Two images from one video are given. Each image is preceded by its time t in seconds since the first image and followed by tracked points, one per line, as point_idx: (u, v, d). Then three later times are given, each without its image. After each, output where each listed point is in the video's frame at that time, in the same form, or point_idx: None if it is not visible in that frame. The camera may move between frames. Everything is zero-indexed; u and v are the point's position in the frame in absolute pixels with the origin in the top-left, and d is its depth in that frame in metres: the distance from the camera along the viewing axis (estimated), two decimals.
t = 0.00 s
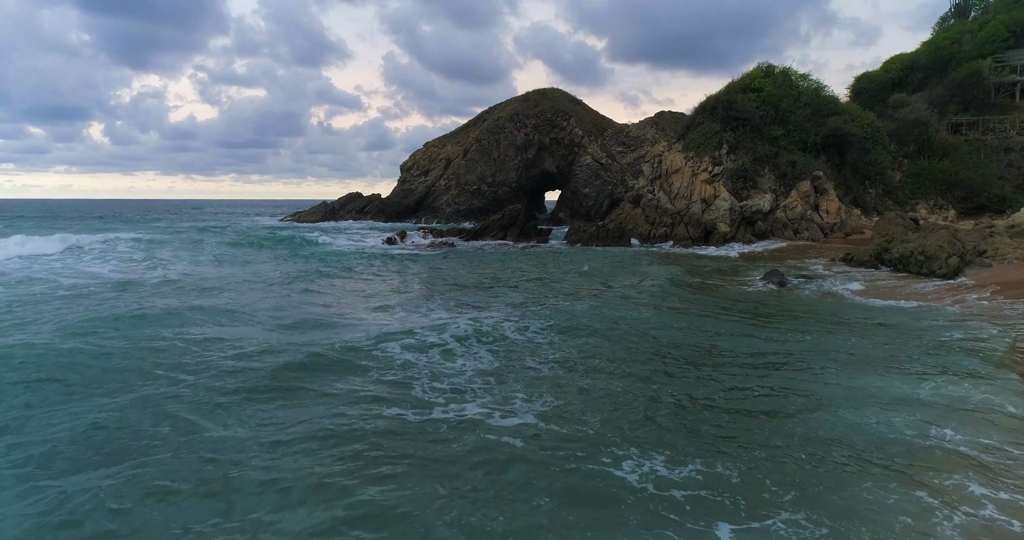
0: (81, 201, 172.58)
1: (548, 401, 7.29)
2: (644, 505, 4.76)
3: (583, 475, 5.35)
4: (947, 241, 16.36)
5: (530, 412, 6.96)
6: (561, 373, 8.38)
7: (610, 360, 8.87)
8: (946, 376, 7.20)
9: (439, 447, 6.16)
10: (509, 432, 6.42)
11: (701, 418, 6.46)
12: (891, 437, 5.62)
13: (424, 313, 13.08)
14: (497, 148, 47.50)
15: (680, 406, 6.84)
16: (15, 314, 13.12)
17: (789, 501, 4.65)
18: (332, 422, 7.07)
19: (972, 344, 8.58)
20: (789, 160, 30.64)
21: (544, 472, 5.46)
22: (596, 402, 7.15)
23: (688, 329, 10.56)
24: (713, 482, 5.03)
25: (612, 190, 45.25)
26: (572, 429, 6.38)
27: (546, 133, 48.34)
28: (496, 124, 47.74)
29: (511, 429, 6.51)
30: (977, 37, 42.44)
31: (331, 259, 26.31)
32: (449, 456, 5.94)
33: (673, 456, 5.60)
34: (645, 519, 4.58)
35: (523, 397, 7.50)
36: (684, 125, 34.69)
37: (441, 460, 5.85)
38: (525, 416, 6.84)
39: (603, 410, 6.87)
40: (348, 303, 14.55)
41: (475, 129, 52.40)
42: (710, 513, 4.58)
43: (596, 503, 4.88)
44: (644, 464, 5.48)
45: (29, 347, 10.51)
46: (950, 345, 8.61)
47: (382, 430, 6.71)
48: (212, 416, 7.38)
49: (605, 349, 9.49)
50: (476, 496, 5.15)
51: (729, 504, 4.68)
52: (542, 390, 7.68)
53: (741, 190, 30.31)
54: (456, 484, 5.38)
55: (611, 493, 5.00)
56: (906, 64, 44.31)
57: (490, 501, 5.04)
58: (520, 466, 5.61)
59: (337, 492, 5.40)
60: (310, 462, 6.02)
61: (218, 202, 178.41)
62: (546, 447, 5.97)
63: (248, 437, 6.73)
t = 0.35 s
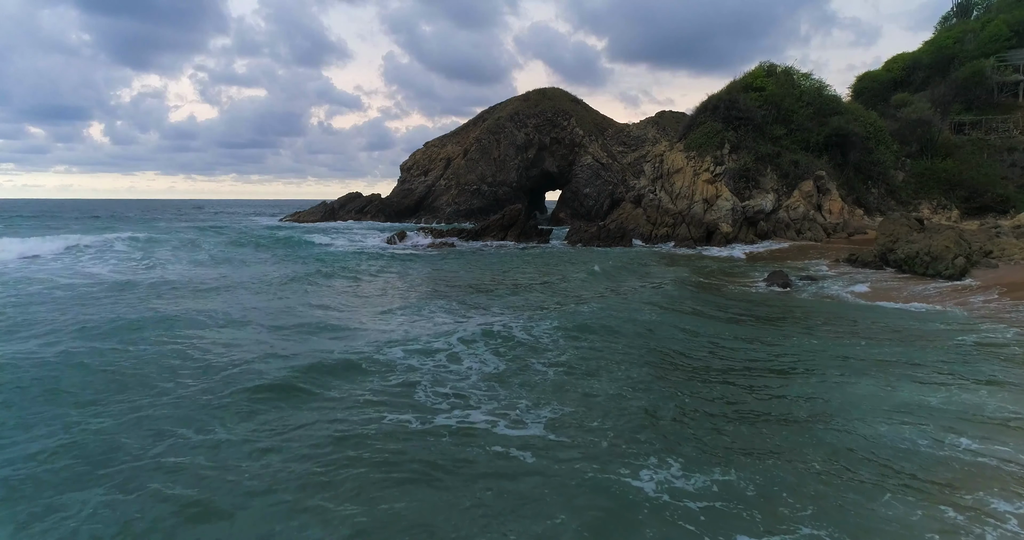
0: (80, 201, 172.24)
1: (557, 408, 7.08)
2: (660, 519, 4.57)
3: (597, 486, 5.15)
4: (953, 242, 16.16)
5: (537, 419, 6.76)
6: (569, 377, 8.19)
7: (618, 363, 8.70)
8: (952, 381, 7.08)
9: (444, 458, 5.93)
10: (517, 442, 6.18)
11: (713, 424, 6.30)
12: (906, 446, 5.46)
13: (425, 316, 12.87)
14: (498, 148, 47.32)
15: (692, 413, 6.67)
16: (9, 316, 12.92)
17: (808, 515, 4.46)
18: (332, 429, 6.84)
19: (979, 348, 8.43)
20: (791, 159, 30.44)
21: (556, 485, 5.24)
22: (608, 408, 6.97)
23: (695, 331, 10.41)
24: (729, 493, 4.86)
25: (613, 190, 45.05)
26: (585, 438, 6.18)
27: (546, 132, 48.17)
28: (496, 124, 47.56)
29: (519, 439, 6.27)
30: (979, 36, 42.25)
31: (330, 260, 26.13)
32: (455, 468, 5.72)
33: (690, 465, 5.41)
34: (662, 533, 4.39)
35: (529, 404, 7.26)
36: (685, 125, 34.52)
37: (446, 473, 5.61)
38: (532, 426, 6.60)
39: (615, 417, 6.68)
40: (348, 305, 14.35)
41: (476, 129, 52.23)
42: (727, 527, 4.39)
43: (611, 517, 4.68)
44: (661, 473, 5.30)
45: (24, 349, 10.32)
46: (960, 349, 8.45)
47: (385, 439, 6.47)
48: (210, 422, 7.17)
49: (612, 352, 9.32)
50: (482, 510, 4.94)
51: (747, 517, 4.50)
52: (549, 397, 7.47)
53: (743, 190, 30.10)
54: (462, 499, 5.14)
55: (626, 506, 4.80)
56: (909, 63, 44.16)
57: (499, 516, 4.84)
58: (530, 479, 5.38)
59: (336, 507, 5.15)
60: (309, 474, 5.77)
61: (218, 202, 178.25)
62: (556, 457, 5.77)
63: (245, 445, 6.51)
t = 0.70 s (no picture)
0: (80, 201, 172.59)
1: (566, 415, 6.88)
2: (679, 534, 4.40)
3: (615, 499, 4.95)
4: (959, 241, 15.98)
5: (546, 428, 6.53)
6: (576, 382, 8.00)
7: (625, 367, 8.55)
8: (962, 386, 6.95)
9: (449, 469, 5.72)
10: (525, 453, 5.97)
11: (725, 432, 6.15)
12: (922, 455, 5.31)
13: (426, 317, 12.71)
14: (498, 148, 47.16)
15: (703, 419, 6.53)
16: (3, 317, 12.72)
17: (827, 529, 4.31)
18: (333, 436, 6.63)
19: (988, 353, 8.30)
20: (793, 159, 30.26)
21: (568, 498, 5.05)
22: (618, 414, 6.79)
23: (700, 333, 10.27)
24: (747, 505, 4.70)
25: (614, 190, 44.84)
26: (597, 446, 6.01)
27: (547, 132, 48.02)
28: (496, 124, 47.44)
29: (527, 449, 6.06)
30: (981, 35, 42.05)
31: (329, 261, 25.97)
32: (461, 480, 5.49)
33: (707, 475, 5.25)
34: None
35: (535, 411, 7.06)
36: (687, 124, 34.35)
37: (453, 486, 5.40)
38: (540, 435, 6.39)
39: (626, 424, 6.52)
40: (347, 307, 14.20)
41: (476, 128, 52.13)
42: None
43: (630, 533, 4.48)
44: (679, 483, 5.13)
45: (17, 352, 10.11)
46: (971, 354, 8.28)
47: (387, 448, 6.27)
48: (207, 429, 6.96)
49: (618, 355, 9.15)
50: (492, 528, 4.72)
51: (767, 530, 4.33)
52: (556, 403, 7.26)
53: (745, 190, 29.90)
54: (469, 514, 4.94)
55: (644, 520, 4.61)
56: (910, 63, 44.03)
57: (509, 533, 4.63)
58: (541, 493, 5.18)
59: (337, 521, 4.95)
60: (310, 485, 5.56)
61: (218, 202, 178.33)
62: (568, 468, 5.57)
63: (243, 454, 6.30)
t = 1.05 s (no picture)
0: (80, 201, 172.34)
1: (576, 423, 6.66)
2: None
3: (636, 518, 4.72)
4: (965, 242, 15.77)
5: (554, 438, 6.31)
6: (583, 388, 7.79)
7: (632, 371, 8.37)
8: (972, 392, 6.85)
9: (455, 482, 5.48)
10: (534, 465, 5.75)
11: (741, 441, 5.98)
12: (942, 466, 5.17)
13: (426, 320, 12.51)
14: (498, 147, 46.99)
15: (716, 428, 6.36)
16: None
17: None
18: (333, 446, 6.39)
19: (999, 357, 8.18)
20: (796, 159, 30.07)
21: (584, 515, 4.82)
22: (630, 423, 6.60)
23: (705, 336, 10.12)
24: (770, 520, 4.54)
25: (614, 190, 44.66)
26: (611, 458, 5.79)
27: (547, 132, 47.85)
28: (496, 123, 47.29)
29: (536, 461, 5.83)
30: (984, 34, 41.78)
31: (328, 262, 25.78)
32: (465, 493, 5.28)
33: (729, 488, 5.05)
34: None
35: (543, 419, 6.84)
36: (689, 124, 34.14)
37: (459, 500, 5.17)
38: (548, 445, 6.16)
39: (639, 433, 6.32)
40: (346, 309, 14.01)
41: (476, 128, 51.99)
42: None
43: None
44: (701, 498, 4.93)
45: (9, 357, 9.87)
46: (982, 358, 8.17)
47: (389, 458, 6.03)
48: (202, 438, 6.72)
49: (625, 359, 8.96)
50: None
51: None
52: (564, 410, 7.04)
53: (747, 190, 29.69)
54: (476, 531, 4.71)
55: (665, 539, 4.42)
56: (912, 62, 43.84)
57: None
58: (553, 509, 4.95)
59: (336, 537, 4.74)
60: (309, 498, 5.32)
61: (217, 202, 178.03)
62: (579, 482, 5.36)
63: (240, 465, 6.06)
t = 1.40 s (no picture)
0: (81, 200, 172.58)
1: (587, 433, 6.47)
2: None
3: None
4: (971, 243, 15.58)
5: (563, 450, 6.10)
6: (592, 394, 7.61)
7: (640, 377, 8.16)
8: (981, 398, 6.77)
9: (461, 494, 5.30)
10: (542, 476, 5.56)
11: (759, 453, 5.78)
12: (964, 481, 5.04)
13: (426, 323, 12.33)
14: (498, 147, 46.83)
15: (732, 439, 6.15)
16: None
17: None
18: (333, 455, 6.19)
19: (1006, 362, 8.13)
20: (798, 159, 29.89)
21: (597, 532, 4.63)
22: (643, 433, 6.39)
23: (711, 340, 9.94)
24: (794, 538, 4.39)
25: (615, 190, 44.49)
26: (624, 471, 5.59)
27: (547, 132, 47.68)
28: (496, 123, 47.13)
29: (545, 471, 5.66)
30: (986, 33, 41.54)
31: (327, 263, 25.62)
32: (470, 507, 5.09)
33: (754, 507, 4.84)
34: None
35: (551, 427, 6.66)
36: (690, 123, 33.95)
37: (465, 514, 4.97)
38: (557, 456, 5.98)
39: (654, 445, 6.10)
40: (345, 312, 13.82)
41: (476, 128, 51.84)
42: None
43: None
44: (724, 518, 4.72)
45: (1, 361, 9.69)
46: (990, 362, 8.11)
47: (391, 468, 5.84)
48: (198, 445, 6.52)
49: (632, 364, 8.75)
50: None
51: None
52: (573, 419, 6.86)
53: (749, 190, 29.48)
54: None
55: None
56: (914, 62, 43.70)
57: None
58: (565, 524, 4.78)
59: None
60: (310, 510, 5.13)
61: (218, 202, 178.23)
62: (592, 496, 5.16)
63: (239, 473, 5.86)
